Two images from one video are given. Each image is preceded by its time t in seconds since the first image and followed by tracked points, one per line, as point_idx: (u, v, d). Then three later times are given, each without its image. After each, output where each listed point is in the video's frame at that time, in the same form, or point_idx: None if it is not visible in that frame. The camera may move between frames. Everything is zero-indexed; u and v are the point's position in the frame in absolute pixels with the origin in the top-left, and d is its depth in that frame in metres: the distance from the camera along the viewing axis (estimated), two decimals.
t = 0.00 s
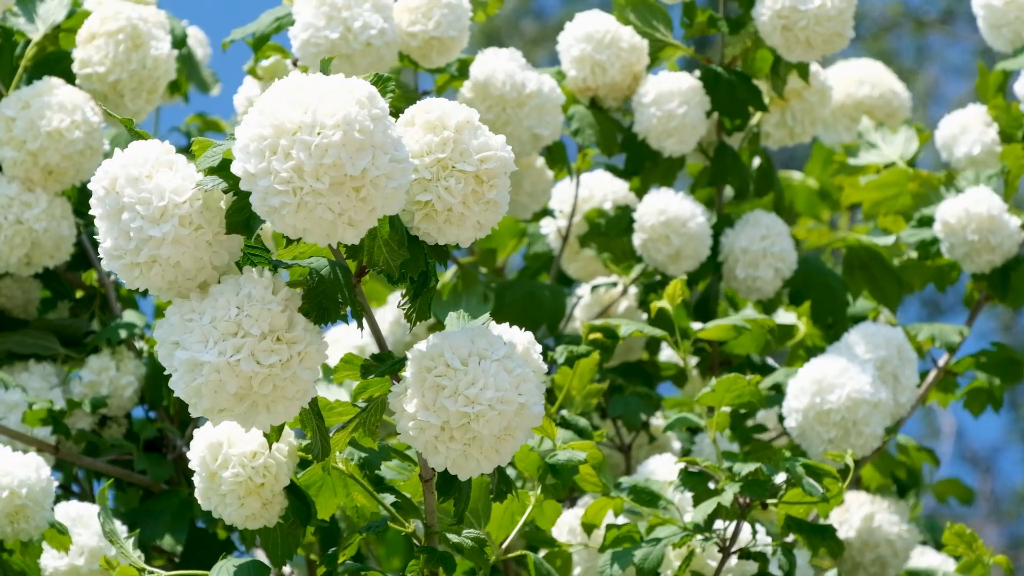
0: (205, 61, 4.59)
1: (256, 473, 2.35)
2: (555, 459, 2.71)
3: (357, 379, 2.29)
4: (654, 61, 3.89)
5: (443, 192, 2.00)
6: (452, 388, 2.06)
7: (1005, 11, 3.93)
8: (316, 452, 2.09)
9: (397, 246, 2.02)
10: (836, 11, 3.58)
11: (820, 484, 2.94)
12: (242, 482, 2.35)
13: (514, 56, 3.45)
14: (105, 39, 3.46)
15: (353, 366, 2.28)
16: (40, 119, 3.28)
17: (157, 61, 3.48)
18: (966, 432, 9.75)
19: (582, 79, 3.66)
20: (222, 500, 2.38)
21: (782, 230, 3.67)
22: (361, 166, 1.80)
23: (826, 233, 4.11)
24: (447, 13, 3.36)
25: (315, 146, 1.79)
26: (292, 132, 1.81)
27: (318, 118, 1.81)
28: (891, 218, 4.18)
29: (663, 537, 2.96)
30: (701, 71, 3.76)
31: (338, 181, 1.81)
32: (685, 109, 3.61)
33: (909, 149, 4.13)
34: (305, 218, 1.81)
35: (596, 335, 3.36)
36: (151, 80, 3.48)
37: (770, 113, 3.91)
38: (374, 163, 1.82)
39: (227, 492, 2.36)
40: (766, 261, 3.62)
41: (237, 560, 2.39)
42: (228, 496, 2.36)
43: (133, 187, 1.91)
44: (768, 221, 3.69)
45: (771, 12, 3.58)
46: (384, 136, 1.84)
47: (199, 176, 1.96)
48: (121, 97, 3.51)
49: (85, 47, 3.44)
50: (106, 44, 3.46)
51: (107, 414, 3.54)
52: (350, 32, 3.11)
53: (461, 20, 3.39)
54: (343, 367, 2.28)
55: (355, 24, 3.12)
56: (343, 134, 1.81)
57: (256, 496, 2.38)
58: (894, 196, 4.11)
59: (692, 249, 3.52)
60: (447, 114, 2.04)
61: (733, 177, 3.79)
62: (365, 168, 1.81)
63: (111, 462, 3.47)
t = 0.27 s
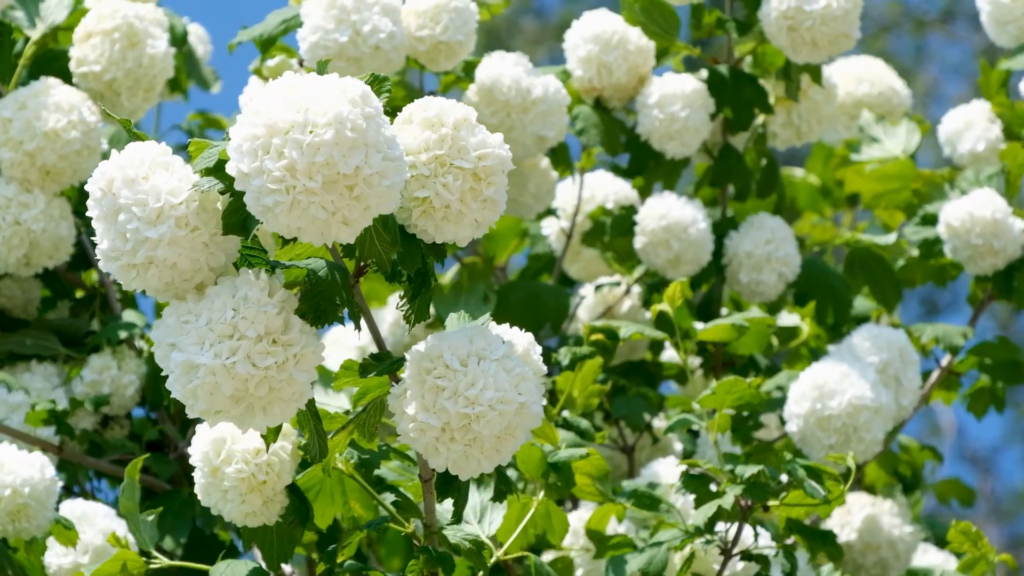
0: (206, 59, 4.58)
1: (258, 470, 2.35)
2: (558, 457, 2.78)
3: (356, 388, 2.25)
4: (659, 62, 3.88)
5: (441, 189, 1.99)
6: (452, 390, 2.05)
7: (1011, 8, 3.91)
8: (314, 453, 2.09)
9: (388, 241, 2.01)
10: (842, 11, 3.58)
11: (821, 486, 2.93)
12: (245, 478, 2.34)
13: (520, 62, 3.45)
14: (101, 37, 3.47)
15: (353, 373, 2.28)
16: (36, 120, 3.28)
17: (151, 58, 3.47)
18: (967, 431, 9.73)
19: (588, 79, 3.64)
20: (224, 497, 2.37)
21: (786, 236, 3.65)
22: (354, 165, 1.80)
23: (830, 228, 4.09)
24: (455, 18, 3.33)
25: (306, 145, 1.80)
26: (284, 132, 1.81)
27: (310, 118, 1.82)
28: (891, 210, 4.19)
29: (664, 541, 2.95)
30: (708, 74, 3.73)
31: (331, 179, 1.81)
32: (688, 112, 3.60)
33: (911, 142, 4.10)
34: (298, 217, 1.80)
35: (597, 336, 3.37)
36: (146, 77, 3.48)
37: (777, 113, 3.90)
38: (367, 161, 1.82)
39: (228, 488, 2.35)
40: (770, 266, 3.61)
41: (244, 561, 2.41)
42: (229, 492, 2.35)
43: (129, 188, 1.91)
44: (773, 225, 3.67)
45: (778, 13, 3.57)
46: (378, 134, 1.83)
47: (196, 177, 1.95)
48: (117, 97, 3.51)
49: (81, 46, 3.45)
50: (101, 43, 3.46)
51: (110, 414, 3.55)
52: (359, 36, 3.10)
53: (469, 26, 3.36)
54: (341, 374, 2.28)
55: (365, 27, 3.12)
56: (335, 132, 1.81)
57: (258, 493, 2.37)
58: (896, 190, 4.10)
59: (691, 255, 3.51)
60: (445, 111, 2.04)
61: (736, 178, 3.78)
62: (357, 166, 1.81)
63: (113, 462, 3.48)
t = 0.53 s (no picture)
0: (207, 56, 4.57)
1: (262, 473, 2.34)
2: (551, 455, 2.77)
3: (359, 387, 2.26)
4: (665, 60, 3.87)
5: (439, 189, 1.98)
6: (452, 390, 2.04)
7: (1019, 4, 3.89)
8: (315, 452, 2.07)
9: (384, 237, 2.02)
10: (850, 12, 3.55)
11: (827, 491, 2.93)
12: (249, 481, 2.34)
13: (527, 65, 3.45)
14: (96, 34, 3.44)
15: (356, 372, 2.30)
16: (34, 121, 3.26)
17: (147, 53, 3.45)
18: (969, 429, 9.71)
19: (596, 79, 3.63)
20: (227, 500, 2.36)
21: (790, 234, 3.63)
22: (353, 164, 1.79)
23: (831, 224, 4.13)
24: (464, 22, 3.31)
25: (305, 143, 1.79)
26: (283, 130, 1.81)
27: (310, 117, 1.81)
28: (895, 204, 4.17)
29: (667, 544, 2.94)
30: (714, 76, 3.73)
31: (330, 178, 1.80)
32: (693, 110, 3.59)
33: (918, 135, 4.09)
34: (298, 216, 1.80)
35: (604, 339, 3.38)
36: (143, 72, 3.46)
37: (783, 109, 3.87)
38: (366, 160, 1.81)
39: (233, 492, 2.34)
40: (775, 265, 3.60)
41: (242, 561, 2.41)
42: (233, 495, 2.34)
43: (129, 188, 1.90)
44: (777, 223, 3.65)
45: (785, 12, 3.55)
46: (377, 134, 1.82)
47: (196, 176, 1.94)
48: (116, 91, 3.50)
49: (78, 43, 3.43)
50: (97, 39, 3.44)
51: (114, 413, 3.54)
52: (369, 40, 3.08)
53: (478, 30, 3.34)
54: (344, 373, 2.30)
55: (375, 32, 3.09)
56: (335, 131, 1.80)
57: (262, 496, 2.36)
58: (900, 187, 4.09)
59: (692, 257, 3.50)
60: (445, 112, 2.03)
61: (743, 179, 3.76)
62: (357, 166, 1.80)
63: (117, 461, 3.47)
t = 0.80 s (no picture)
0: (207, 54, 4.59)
1: (265, 475, 2.35)
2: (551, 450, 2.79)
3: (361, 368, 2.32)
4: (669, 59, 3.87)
5: (440, 192, 1.99)
6: (452, 389, 2.05)
7: None
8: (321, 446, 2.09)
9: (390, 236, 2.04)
10: (859, 14, 3.56)
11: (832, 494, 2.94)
12: (252, 483, 2.34)
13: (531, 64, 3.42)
14: (94, 28, 3.45)
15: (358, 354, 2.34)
16: (34, 121, 3.27)
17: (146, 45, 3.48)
18: (970, 429, 9.70)
19: (602, 78, 3.63)
20: (231, 502, 2.37)
21: (794, 229, 3.65)
22: (358, 162, 1.80)
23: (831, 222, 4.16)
24: (473, 26, 3.32)
25: (311, 142, 1.79)
26: (289, 129, 1.81)
27: (316, 115, 1.81)
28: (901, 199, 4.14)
29: (673, 546, 2.93)
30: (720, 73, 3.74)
31: (335, 176, 1.81)
32: (700, 106, 3.59)
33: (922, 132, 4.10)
34: (302, 214, 1.80)
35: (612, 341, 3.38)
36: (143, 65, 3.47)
37: (786, 108, 3.89)
38: (371, 159, 1.82)
39: (237, 494, 2.35)
40: (779, 259, 3.60)
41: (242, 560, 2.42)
42: (237, 497, 2.35)
43: (132, 187, 1.89)
44: (780, 219, 3.67)
45: (794, 13, 3.56)
46: (382, 132, 1.83)
47: (199, 175, 1.95)
48: (117, 84, 3.50)
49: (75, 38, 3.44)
50: (94, 33, 3.45)
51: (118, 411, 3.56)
52: (376, 44, 3.08)
53: (486, 33, 3.35)
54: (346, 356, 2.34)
55: (383, 35, 3.10)
56: (340, 130, 1.80)
57: (266, 498, 2.37)
58: (907, 181, 4.06)
59: (697, 252, 3.50)
60: (447, 113, 2.03)
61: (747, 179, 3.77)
62: (362, 164, 1.81)
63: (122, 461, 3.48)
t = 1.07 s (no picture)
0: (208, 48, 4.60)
1: (267, 470, 2.35)
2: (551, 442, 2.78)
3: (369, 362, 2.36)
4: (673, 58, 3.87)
5: (447, 190, 1.99)
6: (456, 385, 2.05)
7: None
8: (325, 443, 2.09)
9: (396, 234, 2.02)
10: (868, 18, 3.57)
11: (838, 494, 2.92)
12: (253, 478, 2.34)
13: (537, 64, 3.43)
14: (94, 21, 3.44)
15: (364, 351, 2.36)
16: (38, 119, 3.26)
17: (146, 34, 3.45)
18: (970, 429, 9.70)
19: (608, 77, 3.64)
20: (233, 497, 2.37)
21: (798, 226, 3.66)
22: (369, 162, 1.79)
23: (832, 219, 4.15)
24: (482, 27, 3.32)
25: (322, 140, 1.79)
26: (300, 126, 1.80)
27: (327, 113, 1.80)
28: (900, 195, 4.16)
29: (677, 546, 2.90)
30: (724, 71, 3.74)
31: (345, 175, 1.80)
32: (707, 105, 3.60)
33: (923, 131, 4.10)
34: (311, 212, 1.80)
35: (617, 340, 3.37)
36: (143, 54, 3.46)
37: (787, 107, 3.90)
38: (381, 158, 1.81)
39: (238, 489, 2.35)
40: (785, 257, 3.61)
41: (248, 559, 2.41)
42: (239, 492, 2.35)
43: (140, 182, 1.89)
44: (784, 216, 3.68)
45: (802, 15, 3.56)
46: (393, 132, 1.83)
47: (205, 171, 1.95)
48: (120, 77, 3.50)
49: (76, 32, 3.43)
50: (95, 26, 3.44)
51: (123, 409, 3.57)
52: (385, 45, 3.09)
53: (495, 35, 3.35)
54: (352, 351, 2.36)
55: (391, 37, 3.10)
56: (351, 129, 1.80)
57: (267, 493, 2.36)
58: (910, 178, 4.08)
59: (706, 246, 3.50)
60: (453, 112, 2.03)
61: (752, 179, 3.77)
62: (372, 163, 1.81)
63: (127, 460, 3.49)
